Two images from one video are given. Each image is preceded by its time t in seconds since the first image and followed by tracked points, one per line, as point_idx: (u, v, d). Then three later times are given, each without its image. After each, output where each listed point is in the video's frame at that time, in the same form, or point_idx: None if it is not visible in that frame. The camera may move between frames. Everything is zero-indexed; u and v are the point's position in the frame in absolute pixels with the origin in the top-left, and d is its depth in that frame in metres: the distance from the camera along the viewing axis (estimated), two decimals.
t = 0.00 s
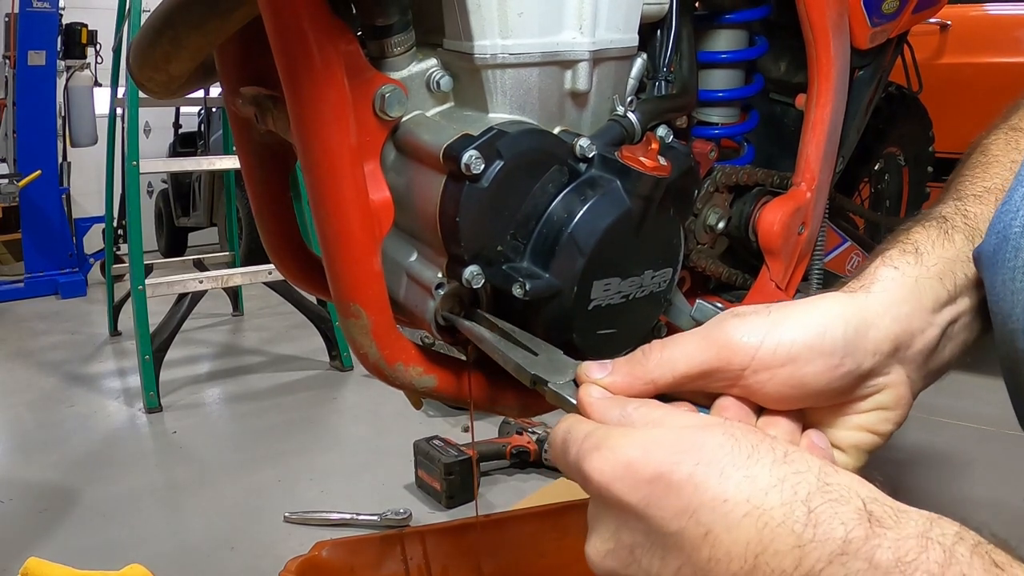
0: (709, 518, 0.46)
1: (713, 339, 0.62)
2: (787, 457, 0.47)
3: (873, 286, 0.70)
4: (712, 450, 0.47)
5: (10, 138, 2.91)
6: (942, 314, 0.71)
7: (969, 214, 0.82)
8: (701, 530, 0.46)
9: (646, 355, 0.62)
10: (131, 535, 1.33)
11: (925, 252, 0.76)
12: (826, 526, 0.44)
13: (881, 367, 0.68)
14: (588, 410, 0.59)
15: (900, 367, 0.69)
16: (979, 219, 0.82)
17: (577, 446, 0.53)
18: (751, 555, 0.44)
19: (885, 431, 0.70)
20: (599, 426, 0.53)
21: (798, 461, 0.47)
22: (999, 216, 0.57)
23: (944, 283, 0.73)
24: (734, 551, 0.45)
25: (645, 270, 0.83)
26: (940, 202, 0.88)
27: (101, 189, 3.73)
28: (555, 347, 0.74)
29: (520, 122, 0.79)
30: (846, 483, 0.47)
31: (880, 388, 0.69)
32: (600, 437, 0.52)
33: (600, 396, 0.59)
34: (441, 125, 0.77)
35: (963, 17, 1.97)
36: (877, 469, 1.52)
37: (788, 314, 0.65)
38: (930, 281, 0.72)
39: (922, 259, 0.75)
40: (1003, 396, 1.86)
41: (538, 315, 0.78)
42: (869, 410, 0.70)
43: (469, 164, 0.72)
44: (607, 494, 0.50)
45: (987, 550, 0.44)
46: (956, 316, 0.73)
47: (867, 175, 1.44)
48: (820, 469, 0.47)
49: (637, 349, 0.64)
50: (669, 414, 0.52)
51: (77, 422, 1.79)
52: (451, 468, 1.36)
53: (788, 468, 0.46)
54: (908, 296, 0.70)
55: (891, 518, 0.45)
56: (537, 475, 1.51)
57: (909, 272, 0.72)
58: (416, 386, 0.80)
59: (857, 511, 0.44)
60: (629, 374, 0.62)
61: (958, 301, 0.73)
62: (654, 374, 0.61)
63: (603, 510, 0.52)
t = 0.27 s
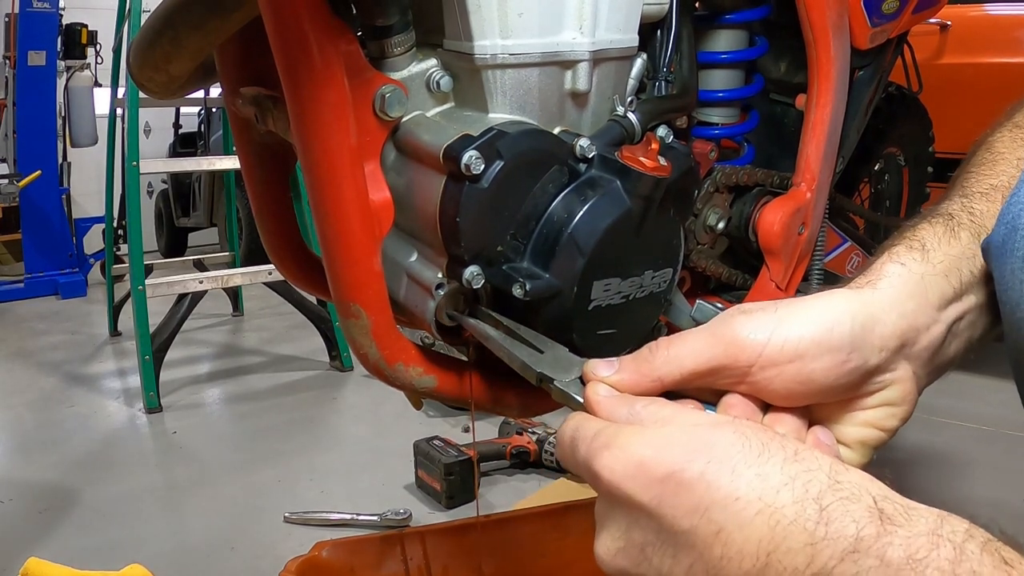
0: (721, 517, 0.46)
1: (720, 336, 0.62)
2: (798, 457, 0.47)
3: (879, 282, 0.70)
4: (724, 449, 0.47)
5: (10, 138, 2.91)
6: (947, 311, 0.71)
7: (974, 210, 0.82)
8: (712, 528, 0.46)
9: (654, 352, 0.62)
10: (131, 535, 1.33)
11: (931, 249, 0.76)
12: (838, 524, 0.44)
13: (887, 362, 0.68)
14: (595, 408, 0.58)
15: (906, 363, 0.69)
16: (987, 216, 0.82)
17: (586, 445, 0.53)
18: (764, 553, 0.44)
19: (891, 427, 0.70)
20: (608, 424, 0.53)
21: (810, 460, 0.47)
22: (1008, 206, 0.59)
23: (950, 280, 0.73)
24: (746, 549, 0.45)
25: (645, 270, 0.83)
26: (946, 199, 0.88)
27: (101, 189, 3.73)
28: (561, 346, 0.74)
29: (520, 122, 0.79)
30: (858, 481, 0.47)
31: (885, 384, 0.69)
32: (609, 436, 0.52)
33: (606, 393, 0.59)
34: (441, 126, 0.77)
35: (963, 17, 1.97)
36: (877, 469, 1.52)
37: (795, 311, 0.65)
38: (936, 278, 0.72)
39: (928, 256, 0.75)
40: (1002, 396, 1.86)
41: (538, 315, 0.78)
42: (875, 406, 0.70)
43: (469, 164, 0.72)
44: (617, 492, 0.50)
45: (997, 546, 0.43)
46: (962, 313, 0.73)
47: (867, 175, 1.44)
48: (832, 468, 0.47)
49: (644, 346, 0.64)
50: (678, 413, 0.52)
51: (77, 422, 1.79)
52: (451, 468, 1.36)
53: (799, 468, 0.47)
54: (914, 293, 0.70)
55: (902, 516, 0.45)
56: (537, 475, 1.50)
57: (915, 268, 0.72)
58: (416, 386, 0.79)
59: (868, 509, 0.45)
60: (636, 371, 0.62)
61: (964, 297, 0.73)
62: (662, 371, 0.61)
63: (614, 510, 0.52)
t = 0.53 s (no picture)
0: None
1: (765, 386, 0.63)
2: (844, 546, 0.46)
3: (915, 316, 0.70)
4: (762, 532, 0.46)
5: (9, 138, 2.91)
6: (978, 339, 0.70)
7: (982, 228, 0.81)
8: None
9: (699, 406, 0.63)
10: (131, 536, 1.33)
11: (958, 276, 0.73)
12: None
13: (925, 398, 0.69)
14: (623, 472, 0.55)
15: (941, 396, 0.70)
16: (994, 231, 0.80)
17: (613, 515, 0.52)
18: None
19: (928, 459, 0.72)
20: (635, 493, 0.52)
21: (855, 550, 0.46)
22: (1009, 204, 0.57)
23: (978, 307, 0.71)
24: None
25: (643, 270, 0.83)
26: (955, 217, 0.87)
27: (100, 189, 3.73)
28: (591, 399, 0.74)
29: (519, 122, 0.79)
30: None
31: (923, 418, 0.70)
32: (636, 507, 0.51)
33: (637, 456, 0.56)
34: (439, 126, 0.77)
35: (962, 17, 1.97)
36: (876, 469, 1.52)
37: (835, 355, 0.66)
38: (968, 307, 0.71)
39: (957, 284, 0.72)
40: (1001, 396, 1.86)
41: (536, 315, 0.78)
42: (912, 441, 0.71)
43: (468, 163, 0.72)
44: (643, 567, 0.49)
45: None
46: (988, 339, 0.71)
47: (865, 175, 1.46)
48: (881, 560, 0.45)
49: (686, 399, 0.64)
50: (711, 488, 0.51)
51: (77, 422, 1.79)
52: (450, 468, 1.36)
53: (845, 557, 0.45)
54: (949, 325, 0.69)
55: None
56: (536, 475, 1.51)
57: (947, 300, 0.70)
58: (415, 386, 0.80)
59: None
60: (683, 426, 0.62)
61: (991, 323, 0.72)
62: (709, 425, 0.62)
63: None
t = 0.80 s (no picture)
0: (760, 565, 0.46)
1: (728, 360, 0.66)
2: (831, 501, 0.49)
3: (891, 312, 0.72)
4: (758, 495, 0.48)
5: (9, 137, 2.91)
6: (963, 339, 0.71)
7: (977, 232, 0.82)
8: None
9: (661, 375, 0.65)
10: (131, 536, 1.33)
11: (941, 279, 0.75)
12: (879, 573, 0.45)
13: (901, 394, 0.69)
14: (602, 444, 0.57)
15: (920, 397, 0.70)
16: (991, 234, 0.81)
17: (606, 482, 0.53)
18: None
19: (904, 464, 0.71)
20: (627, 461, 0.53)
21: (841, 505, 0.48)
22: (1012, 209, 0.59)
23: (963, 306, 0.73)
24: None
25: (642, 270, 0.83)
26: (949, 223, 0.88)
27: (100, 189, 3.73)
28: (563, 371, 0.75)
29: (519, 122, 0.79)
30: (891, 527, 0.48)
31: (899, 420, 0.70)
32: (632, 478, 0.51)
33: (614, 429, 0.58)
34: (439, 125, 0.77)
35: (961, 18, 1.97)
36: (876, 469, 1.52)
37: (804, 337, 0.67)
38: (949, 306, 0.72)
39: (938, 286, 0.74)
40: (1001, 396, 1.86)
41: (536, 315, 0.78)
42: (886, 443, 0.71)
43: (468, 163, 0.72)
44: (644, 537, 0.50)
45: None
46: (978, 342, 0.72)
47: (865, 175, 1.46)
48: (865, 510, 0.49)
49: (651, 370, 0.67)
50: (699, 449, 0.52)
51: (76, 422, 1.79)
52: (450, 468, 1.37)
53: (834, 514, 0.48)
54: (927, 323, 0.71)
55: (935, 562, 0.46)
56: (536, 474, 1.51)
57: (926, 299, 0.73)
58: (415, 386, 0.79)
59: (904, 557, 0.46)
60: (644, 394, 0.65)
61: (979, 324, 0.73)
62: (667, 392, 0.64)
63: (640, 549, 0.52)
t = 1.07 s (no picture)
0: (700, 554, 0.46)
1: (703, 337, 0.66)
2: (776, 489, 0.48)
3: (869, 299, 0.72)
4: (700, 482, 0.48)
5: (9, 137, 2.91)
6: (942, 329, 0.71)
7: (966, 228, 0.82)
8: (692, 566, 0.46)
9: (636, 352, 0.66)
10: (130, 536, 1.33)
11: (921, 270, 0.76)
12: (815, 565, 0.43)
13: (877, 379, 0.68)
14: (567, 428, 0.57)
15: (897, 384, 0.69)
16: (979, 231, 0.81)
17: (561, 472, 0.54)
18: None
19: (882, 452, 0.70)
20: (580, 450, 0.54)
21: (786, 493, 0.47)
22: (1002, 212, 0.57)
23: (944, 296, 0.73)
24: None
25: (643, 270, 0.83)
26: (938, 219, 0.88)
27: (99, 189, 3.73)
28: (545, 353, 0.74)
29: (519, 122, 0.79)
30: (838, 518, 0.47)
31: (875, 406, 0.69)
32: (583, 466, 0.52)
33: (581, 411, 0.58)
34: (439, 125, 0.77)
35: (961, 17, 1.97)
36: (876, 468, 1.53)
37: (781, 319, 0.67)
38: (929, 296, 0.72)
39: (918, 277, 0.75)
40: (1000, 395, 1.86)
41: (536, 315, 0.78)
42: (864, 430, 0.70)
43: (467, 163, 0.72)
44: (593, 528, 0.51)
45: None
46: (959, 333, 0.72)
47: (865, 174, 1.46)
48: (809, 500, 0.47)
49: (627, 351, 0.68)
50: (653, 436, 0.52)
51: (76, 422, 1.79)
52: (450, 469, 1.35)
53: (775, 503, 0.47)
54: (905, 311, 0.71)
55: (879, 557, 0.44)
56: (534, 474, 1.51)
57: (904, 288, 0.73)
58: (415, 386, 0.80)
59: (845, 551, 0.44)
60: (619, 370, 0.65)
61: (959, 316, 0.72)
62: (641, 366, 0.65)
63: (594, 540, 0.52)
